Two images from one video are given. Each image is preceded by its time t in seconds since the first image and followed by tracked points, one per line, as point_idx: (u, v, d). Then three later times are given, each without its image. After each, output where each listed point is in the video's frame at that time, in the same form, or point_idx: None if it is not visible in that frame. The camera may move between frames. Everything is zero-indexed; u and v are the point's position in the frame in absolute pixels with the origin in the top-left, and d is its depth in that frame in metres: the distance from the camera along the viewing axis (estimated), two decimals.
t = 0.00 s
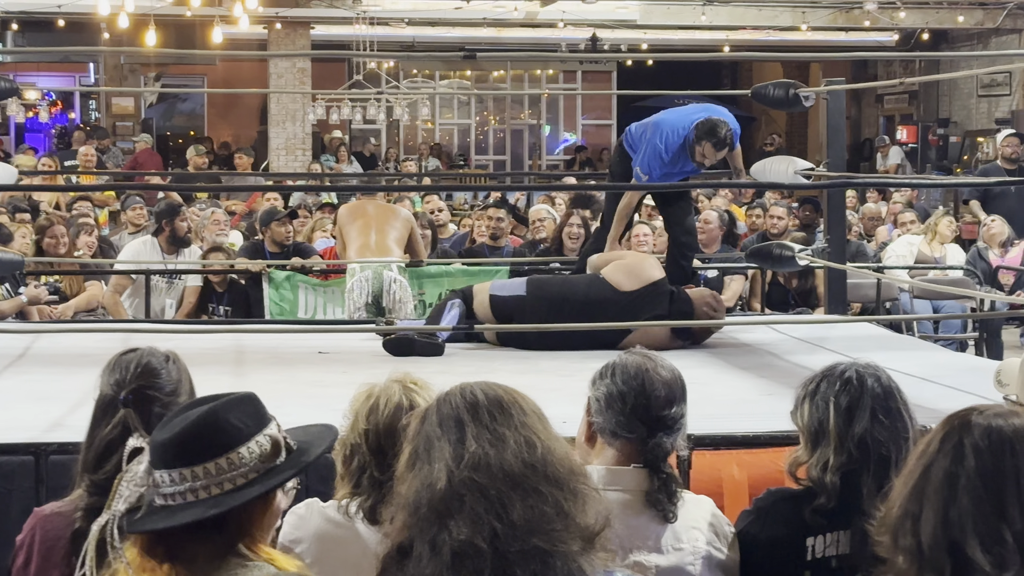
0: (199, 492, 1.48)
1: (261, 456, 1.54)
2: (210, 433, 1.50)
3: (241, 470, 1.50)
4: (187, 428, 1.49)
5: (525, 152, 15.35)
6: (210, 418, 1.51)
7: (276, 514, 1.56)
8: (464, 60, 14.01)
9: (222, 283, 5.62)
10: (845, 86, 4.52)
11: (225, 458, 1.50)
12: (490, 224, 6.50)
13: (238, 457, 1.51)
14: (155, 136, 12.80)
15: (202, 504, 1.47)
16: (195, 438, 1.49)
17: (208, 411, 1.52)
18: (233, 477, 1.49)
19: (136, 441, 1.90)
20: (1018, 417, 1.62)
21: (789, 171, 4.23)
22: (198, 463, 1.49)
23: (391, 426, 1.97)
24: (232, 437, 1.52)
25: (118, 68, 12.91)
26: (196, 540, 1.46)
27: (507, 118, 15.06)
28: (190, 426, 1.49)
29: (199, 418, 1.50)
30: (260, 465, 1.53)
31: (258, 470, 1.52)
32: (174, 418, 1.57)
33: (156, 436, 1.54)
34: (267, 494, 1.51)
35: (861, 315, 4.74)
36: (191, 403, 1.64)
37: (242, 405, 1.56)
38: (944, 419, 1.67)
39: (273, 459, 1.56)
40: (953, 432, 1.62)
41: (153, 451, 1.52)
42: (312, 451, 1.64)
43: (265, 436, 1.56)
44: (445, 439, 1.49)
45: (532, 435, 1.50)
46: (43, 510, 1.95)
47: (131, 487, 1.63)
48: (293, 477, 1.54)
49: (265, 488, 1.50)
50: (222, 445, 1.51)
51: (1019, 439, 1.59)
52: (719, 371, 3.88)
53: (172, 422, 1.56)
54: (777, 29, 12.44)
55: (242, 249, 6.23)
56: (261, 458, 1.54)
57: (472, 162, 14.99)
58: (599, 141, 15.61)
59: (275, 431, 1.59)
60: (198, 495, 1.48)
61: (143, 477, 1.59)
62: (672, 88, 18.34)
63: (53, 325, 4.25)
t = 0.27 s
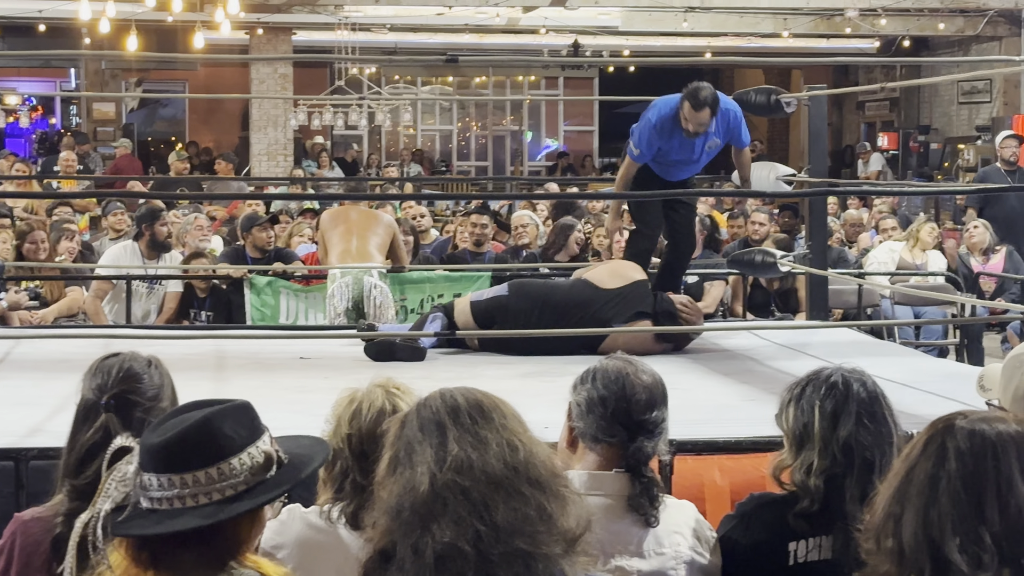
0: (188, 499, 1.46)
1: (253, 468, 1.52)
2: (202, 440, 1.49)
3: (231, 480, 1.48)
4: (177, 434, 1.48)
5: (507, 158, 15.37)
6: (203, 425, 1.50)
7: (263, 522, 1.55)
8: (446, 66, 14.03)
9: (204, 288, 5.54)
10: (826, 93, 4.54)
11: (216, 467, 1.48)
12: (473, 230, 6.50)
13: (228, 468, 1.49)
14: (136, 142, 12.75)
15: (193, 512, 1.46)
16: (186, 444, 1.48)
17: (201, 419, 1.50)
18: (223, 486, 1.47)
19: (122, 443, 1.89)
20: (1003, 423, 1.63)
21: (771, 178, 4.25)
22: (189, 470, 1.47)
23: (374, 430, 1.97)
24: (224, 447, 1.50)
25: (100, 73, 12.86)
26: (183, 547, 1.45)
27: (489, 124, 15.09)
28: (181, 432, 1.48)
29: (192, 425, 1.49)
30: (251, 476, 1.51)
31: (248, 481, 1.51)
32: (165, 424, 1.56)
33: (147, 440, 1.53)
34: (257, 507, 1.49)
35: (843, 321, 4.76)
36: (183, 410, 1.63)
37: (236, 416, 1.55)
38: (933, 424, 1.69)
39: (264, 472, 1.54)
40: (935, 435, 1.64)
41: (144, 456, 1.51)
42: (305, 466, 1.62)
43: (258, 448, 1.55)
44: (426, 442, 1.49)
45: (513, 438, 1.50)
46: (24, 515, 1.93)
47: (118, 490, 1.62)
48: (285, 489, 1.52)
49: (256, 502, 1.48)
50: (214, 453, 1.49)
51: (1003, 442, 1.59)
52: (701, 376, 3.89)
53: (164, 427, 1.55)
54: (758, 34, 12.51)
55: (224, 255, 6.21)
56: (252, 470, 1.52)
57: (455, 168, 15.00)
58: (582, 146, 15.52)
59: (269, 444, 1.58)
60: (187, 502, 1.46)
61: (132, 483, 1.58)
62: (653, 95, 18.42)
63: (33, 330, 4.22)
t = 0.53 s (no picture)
0: (181, 502, 1.46)
1: (246, 470, 1.52)
2: (195, 442, 1.49)
3: (224, 483, 1.48)
4: (170, 437, 1.48)
5: (496, 161, 15.36)
6: (195, 428, 1.50)
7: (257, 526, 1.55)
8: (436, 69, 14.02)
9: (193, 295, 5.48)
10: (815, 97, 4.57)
11: (209, 469, 1.48)
12: (463, 233, 6.50)
13: (221, 470, 1.49)
14: (124, 144, 12.71)
15: (186, 514, 1.45)
16: (179, 447, 1.48)
17: (193, 422, 1.51)
18: (216, 489, 1.47)
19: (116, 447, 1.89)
20: (996, 428, 1.69)
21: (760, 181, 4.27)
22: (182, 472, 1.47)
23: (362, 433, 1.98)
24: (216, 450, 1.50)
25: (88, 75, 12.80)
26: (176, 550, 1.45)
27: (478, 127, 15.08)
28: (174, 435, 1.48)
29: (184, 428, 1.49)
30: (245, 479, 1.51)
31: (242, 484, 1.50)
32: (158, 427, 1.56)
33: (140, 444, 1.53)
34: (250, 509, 1.49)
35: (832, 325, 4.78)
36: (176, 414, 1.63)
37: (228, 419, 1.54)
38: (926, 427, 1.74)
39: (257, 475, 1.53)
40: (929, 439, 1.69)
41: (137, 460, 1.51)
42: (299, 469, 1.61)
43: (251, 451, 1.55)
44: (412, 445, 1.49)
45: (499, 440, 1.51)
46: (11, 518, 1.93)
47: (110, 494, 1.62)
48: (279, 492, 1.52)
49: (248, 504, 1.47)
50: (207, 456, 1.49)
51: (995, 447, 1.65)
52: (690, 380, 3.90)
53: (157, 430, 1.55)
54: (748, 38, 12.54)
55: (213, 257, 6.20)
56: (246, 473, 1.51)
57: (444, 171, 14.99)
58: (571, 150, 15.73)
59: (262, 447, 1.57)
60: (180, 505, 1.46)
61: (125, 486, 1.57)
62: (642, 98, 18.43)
63: (20, 333, 4.21)
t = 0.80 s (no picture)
0: (174, 500, 1.46)
1: (239, 468, 1.52)
2: (187, 441, 1.49)
3: (217, 481, 1.48)
4: (162, 435, 1.48)
5: (487, 159, 15.36)
6: (188, 427, 1.50)
7: (250, 524, 1.55)
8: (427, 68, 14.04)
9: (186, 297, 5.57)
10: (806, 96, 4.58)
11: (201, 468, 1.48)
12: (454, 232, 6.50)
13: (214, 468, 1.49)
14: (115, 141, 12.69)
15: (178, 512, 1.46)
16: (171, 446, 1.48)
17: (185, 420, 1.51)
18: (209, 487, 1.47)
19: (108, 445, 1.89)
20: (987, 428, 1.70)
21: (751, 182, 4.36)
22: (174, 471, 1.48)
23: (351, 431, 1.99)
24: (209, 448, 1.50)
25: (79, 72, 12.78)
26: (168, 547, 1.45)
27: (469, 125, 15.09)
28: (167, 433, 1.49)
29: (176, 426, 1.49)
30: (238, 477, 1.51)
31: (235, 481, 1.51)
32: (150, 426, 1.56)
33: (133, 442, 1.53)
34: (243, 507, 1.49)
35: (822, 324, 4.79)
36: (168, 412, 1.63)
37: (221, 417, 1.55)
38: (917, 427, 1.75)
39: (250, 473, 1.53)
40: (921, 440, 1.70)
41: (130, 457, 1.51)
42: (291, 466, 1.62)
43: (243, 449, 1.55)
44: (400, 443, 1.50)
45: (487, 438, 1.51)
46: None
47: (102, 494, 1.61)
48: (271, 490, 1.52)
49: (241, 501, 1.48)
50: (199, 455, 1.49)
51: (987, 448, 1.66)
52: (680, 379, 3.91)
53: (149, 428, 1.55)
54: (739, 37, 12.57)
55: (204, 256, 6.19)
56: (239, 470, 1.52)
57: (435, 170, 15.00)
58: (562, 149, 15.72)
59: (256, 444, 1.58)
60: (173, 503, 1.46)
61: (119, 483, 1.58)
62: (633, 97, 18.46)
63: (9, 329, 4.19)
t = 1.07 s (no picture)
0: (176, 499, 1.46)
1: (240, 465, 1.52)
2: (188, 439, 1.49)
3: (218, 478, 1.48)
4: (163, 433, 1.48)
5: (485, 162, 15.37)
6: (189, 425, 1.50)
7: (252, 522, 1.54)
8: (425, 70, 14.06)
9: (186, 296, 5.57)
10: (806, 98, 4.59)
11: (203, 465, 1.48)
12: (452, 234, 6.51)
13: (215, 465, 1.49)
14: (113, 143, 12.69)
15: (180, 509, 1.45)
16: (172, 444, 1.48)
17: (185, 418, 1.51)
18: (210, 484, 1.47)
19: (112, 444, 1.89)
20: (988, 428, 1.70)
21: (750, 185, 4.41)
22: (176, 468, 1.47)
23: (353, 429, 1.99)
24: (210, 444, 1.50)
25: (78, 74, 12.80)
26: (171, 545, 1.45)
27: (467, 128, 15.11)
28: (167, 431, 1.49)
29: (176, 425, 1.49)
30: (239, 473, 1.51)
31: (236, 478, 1.51)
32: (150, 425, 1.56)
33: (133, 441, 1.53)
34: (245, 503, 1.49)
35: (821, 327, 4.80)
36: (167, 411, 1.62)
37: (221, 414, 1.55)
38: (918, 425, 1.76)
39: (252, 468, 1.53)
40: (922, 438, 1.70)
41: (131, 457, 1.51)
42: (292, 462, 1.62)
43: (243, 446, 1.55)
44: (402, 442, 1.49)
45: (489, 436, 1.51)
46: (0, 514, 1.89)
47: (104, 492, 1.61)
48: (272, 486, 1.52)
49: (243, 497, 1.48)
50: (200, 452, 1.49)
51: (987, 447, 1.66)
52: (680, 381, 3.92)
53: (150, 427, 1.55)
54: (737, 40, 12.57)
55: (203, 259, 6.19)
56: (240, 467, 1.52)
57: (433, 172, 15.01)
58: (559, 152, 15.72)
59: (255, 441, 1.57)
60: (175, 501, 1.46)
61: (119, 482, 1.57)
62: (631, 100, 18.48)
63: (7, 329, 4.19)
